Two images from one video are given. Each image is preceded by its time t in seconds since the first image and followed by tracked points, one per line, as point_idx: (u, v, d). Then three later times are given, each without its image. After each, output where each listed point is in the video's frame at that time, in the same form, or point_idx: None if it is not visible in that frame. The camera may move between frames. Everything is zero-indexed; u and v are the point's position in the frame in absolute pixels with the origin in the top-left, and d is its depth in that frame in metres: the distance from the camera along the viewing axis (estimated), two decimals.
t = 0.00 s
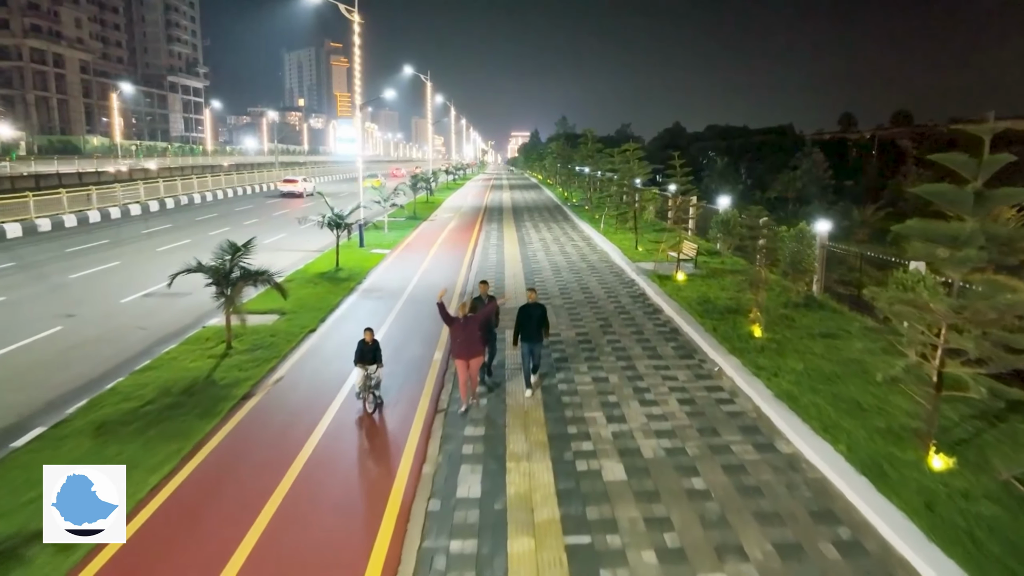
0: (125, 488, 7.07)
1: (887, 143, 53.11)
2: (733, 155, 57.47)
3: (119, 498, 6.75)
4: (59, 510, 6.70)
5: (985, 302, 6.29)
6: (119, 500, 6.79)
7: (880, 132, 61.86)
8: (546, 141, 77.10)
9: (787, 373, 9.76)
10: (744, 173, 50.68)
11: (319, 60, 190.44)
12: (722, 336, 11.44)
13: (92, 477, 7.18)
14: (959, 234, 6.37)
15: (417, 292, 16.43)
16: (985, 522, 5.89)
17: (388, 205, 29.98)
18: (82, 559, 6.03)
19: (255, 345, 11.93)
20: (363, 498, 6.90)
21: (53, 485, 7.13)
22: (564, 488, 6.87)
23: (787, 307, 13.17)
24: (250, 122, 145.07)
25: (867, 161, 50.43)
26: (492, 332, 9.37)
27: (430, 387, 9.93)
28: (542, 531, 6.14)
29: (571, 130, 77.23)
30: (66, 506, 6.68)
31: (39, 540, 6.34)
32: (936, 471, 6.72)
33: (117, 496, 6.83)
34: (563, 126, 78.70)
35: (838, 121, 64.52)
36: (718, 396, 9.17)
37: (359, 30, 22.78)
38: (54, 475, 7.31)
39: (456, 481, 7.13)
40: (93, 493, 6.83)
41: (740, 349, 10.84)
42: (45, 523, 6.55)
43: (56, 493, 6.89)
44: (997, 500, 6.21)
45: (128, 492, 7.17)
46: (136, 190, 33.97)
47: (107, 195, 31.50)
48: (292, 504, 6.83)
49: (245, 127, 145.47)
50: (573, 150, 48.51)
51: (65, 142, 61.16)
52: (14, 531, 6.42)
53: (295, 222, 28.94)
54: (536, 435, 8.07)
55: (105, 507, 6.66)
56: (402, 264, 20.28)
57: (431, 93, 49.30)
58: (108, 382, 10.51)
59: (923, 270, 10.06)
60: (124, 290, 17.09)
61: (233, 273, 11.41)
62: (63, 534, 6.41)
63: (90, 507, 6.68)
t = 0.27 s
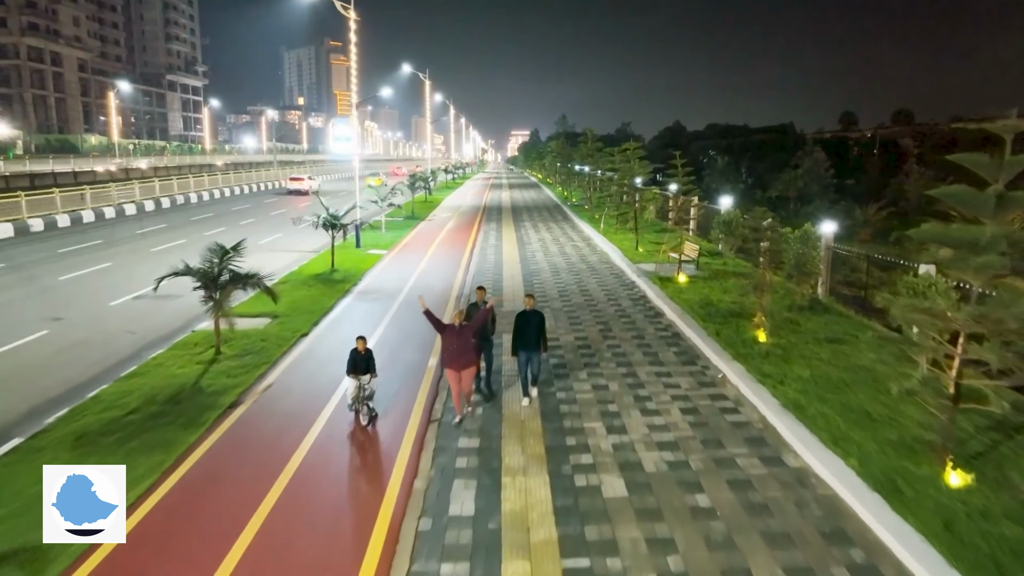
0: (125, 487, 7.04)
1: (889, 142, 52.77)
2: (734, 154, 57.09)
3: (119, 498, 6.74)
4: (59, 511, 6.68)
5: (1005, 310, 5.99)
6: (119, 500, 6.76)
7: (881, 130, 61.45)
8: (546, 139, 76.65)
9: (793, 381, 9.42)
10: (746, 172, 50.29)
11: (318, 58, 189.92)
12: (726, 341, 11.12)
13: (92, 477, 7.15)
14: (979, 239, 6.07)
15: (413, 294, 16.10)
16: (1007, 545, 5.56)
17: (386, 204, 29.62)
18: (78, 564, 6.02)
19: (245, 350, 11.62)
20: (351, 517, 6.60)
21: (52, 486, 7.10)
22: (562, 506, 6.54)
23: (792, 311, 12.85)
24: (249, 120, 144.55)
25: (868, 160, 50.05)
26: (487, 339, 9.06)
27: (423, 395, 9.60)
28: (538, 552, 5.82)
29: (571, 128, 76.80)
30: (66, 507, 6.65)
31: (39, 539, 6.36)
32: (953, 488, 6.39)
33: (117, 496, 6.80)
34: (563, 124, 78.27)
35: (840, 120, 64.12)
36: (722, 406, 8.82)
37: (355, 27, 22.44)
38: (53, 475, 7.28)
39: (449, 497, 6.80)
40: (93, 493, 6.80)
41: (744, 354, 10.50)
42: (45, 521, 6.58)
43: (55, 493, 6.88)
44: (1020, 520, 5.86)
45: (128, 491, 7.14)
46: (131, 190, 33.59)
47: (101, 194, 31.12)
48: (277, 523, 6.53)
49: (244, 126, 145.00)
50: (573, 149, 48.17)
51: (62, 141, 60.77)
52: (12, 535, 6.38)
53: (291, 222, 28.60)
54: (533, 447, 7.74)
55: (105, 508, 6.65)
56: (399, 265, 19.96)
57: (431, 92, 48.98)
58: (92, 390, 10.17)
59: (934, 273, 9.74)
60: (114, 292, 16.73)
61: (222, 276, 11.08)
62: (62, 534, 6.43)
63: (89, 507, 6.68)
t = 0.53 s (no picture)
0: (125, 488, 7.09)
1: (890, 141, 52.48)
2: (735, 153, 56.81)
3: (119, 499, 6.77)
4: (59, 510, 6.70)
5: None
6: (119, 501, 6.81)
7: (882, 129, 61.13)
8: (546, 138, 76.36)
9: (799, 387, 9.15)
10: (747, 171, 49.99)
11: (318, 57, 189.56)
12: (729, 346, 10.85)
13: (92, 477, 7.20)
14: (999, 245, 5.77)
15: (410, 296, 15.85)
16: None
17: (383, 204, 29.32)
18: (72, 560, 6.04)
19: (237, 354, 11.36)
20: (340, 533, 6.34)
21: (53, 485, 7.12)
22: (559, 522, 6.26)
23: (795, 314, 12.59)
24: (248, 119, 144.17)
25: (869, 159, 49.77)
26: (484, 348, 8.74)
27: (418, 403, 9.33)
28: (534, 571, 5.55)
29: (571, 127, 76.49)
30: (66, 506, 6.67)
31: (39, 540, 6.34)
32: (969, 503, 6.13)
33: (117, 496, 6.86)
34: (564, 123, 77.90)
35: (841, 118, 63.83)
36: (726, 414, 8.55)
37: (352, 25, 22.17)
38: (54, 473, 7.32)
39: (442, 511, 6.53)
40: (93, 493, 6.84)
41: (748, 360, 10.24)
42: (46, 521, 6.57)
43: (55, 493, 6.88)
44: None
45: (127, 492, 7.19)
46: (127, 189, 33.29)
47: (96, 194, 30.81)
48: (264, 538, 6.28)
49: (244, 125, 144.58)
50: (573, 148, 47.90)
51: (60, 140, 60.49)
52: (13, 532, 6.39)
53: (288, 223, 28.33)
54: (531, 458, 7.47)
55: (105, 508, 6.67)
56: (396, 266, 19.69)
57: (429, 91, 48.67)
58: (77, 397, 9.90)
59: (943, 277, 9.48)
60: (106, 294, 16.45)
61: (212, 280, 10.80)
62: (62, 535, 6.41)
63: (90, 507, 6.69)
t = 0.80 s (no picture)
0: (124, 487, 7.19)
1: (891, 140, 52.19)
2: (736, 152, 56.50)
3: (119, 499, 6.86)
4: (59, 510, 6.76)
5: None
6: (119, 501, 6.90)
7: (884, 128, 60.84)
8: (546, 137, 76.11)
9: (805, 394, 8.88)
10: (747, 171, 49.69)
11: (318, 55, 189.20)
12: (732, 351, 10.58)
13: (92, 477, 7.28)
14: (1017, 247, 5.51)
15: (407, 298, 15.57)
16: None
17: (381, 204, 29.03)
18: (68, 556, 6.11)
19: (228, 359, 11.09)
20: (328, 550, 6.08)
21: (52, 485, 7.18)
22: (556, 538, 6.00)
23: (799, 317, 12.34)
24: (248, 118, 143.82)
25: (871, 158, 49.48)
26: (480, 356, 8.42)
27: (412, 411, 9.04)
28: None
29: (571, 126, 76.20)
30: (66, 506, 6.74)
31: (39, 539, 6.38)
32: (986, 519, 5.89)
33: (117, 496, 6.95)
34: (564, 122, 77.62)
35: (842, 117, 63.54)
36: (730, 423, 8.28)
37: (348, 23, 21.90)
38: (55, 470, 7.42)
39: (436, 527, 6.27)
40: (93, 493, 6.92)
41: (752, 365, 9.97)
42: (46, 521, 6.62)
43: (56, 493, 6.96)
44: None
45: (126, 492, 7.27)
46: (123, 189, 32.95)
47: (92, 193, 30.48)
48: (249, 555, 6.03)
49: (243, 124, 144.25)
50: (573, 147, 47.60)
51: (57, 139, 60.23)
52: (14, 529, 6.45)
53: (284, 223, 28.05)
54: (528, 470, 7.20)
55: (106, 507, 6.76)
56: (394, 267, 19.42)
57: (428, 90, 48.41)
58: (60, 404, 9.59)
59: (953, 280, 9.23)
60: (99, 296, 16.17)
61: (202, 282, 10.51)
62: (63, 534, 6.45)
63: (90, 507, 6.76)
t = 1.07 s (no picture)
0: (125, 488, 7.11)
1: (893, 139, 51.82)
2: (737, 151, 56.14)
3: (119, 499, 6.77)
4: (59, 510, 6.69)
5: None
6: (119, 500, 6.80)
7: (884, 127, 60.57)
8: (546, 136, 75.74)
9: (812, 404, 8.56)
10: (749, 170, 49.35)
11: (318, 54, 188.76)
12: (737, 357, 10.25)
13: (91, 477, 7.19)
14: None
15: (403, 300, 15.26)
16: None
17: (378, 204, 28.66)
18: (66, 557, 6.08)
19: (216, 366, 10.75)
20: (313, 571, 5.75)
21: (52, 486, 7.10)
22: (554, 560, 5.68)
23: (804, 321, 12.04)
24: (247, 116, 143.45)
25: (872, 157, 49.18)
26: (478, 367, 8.05)
27: (406, 421, 8.71)
28: None
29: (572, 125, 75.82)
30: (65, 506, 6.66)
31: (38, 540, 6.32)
32: (1008, 542, 5.59)
33: (117, 496, 6.86)
34: (564, 121, 77.27)
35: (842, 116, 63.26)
36: (735, 434, 7.96)
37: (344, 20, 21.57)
38: (55, 472, 7.34)
39: (427, 547, 5.95)
40: (93, 493, 6.84)
41: (757, 372, 9.64)
42: (46, 522, 6.56)
43: (56, 493, 6.89)
44: None
45: (127, 491, 7.19)
46: (117, 188, 32.49)
47: (86, 193, 29.98)
48: None
49: (242, 122, 143.86)
50: (573, 145, 47.26)
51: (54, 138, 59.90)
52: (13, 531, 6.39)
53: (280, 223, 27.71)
54: (524, 485, 6.88)
55: (105, 508, 6.65)
56: (390, 268, 19.10)
57: (427, 89, 48.04)
58: (41, 413, 9.25)
59: (964, 285, 8.93)
60: (88, 299, 15.78)
61: (189, 287, 10.20)
62: (62, 535, 6.39)
63: (89, 507, 6.68)
